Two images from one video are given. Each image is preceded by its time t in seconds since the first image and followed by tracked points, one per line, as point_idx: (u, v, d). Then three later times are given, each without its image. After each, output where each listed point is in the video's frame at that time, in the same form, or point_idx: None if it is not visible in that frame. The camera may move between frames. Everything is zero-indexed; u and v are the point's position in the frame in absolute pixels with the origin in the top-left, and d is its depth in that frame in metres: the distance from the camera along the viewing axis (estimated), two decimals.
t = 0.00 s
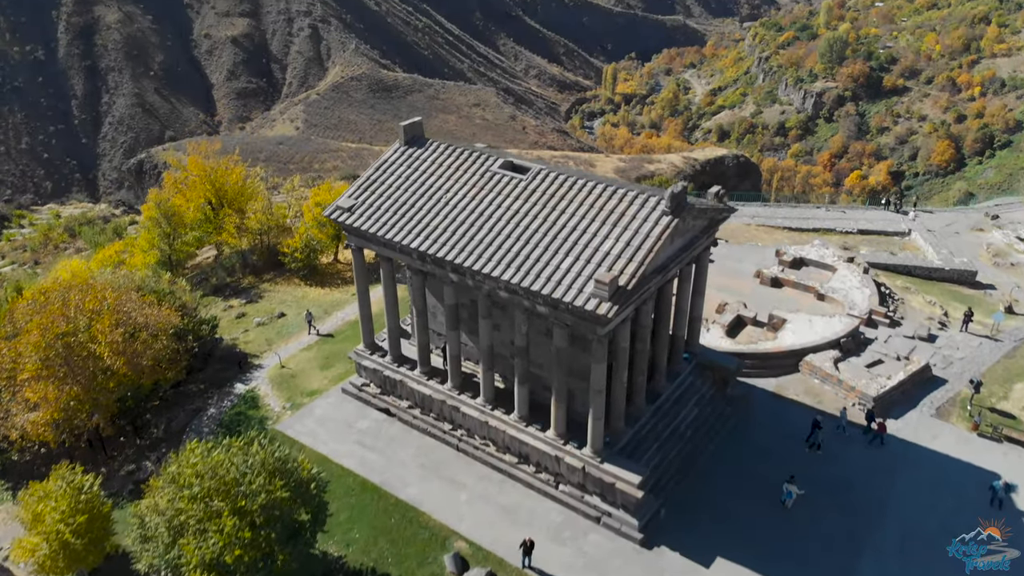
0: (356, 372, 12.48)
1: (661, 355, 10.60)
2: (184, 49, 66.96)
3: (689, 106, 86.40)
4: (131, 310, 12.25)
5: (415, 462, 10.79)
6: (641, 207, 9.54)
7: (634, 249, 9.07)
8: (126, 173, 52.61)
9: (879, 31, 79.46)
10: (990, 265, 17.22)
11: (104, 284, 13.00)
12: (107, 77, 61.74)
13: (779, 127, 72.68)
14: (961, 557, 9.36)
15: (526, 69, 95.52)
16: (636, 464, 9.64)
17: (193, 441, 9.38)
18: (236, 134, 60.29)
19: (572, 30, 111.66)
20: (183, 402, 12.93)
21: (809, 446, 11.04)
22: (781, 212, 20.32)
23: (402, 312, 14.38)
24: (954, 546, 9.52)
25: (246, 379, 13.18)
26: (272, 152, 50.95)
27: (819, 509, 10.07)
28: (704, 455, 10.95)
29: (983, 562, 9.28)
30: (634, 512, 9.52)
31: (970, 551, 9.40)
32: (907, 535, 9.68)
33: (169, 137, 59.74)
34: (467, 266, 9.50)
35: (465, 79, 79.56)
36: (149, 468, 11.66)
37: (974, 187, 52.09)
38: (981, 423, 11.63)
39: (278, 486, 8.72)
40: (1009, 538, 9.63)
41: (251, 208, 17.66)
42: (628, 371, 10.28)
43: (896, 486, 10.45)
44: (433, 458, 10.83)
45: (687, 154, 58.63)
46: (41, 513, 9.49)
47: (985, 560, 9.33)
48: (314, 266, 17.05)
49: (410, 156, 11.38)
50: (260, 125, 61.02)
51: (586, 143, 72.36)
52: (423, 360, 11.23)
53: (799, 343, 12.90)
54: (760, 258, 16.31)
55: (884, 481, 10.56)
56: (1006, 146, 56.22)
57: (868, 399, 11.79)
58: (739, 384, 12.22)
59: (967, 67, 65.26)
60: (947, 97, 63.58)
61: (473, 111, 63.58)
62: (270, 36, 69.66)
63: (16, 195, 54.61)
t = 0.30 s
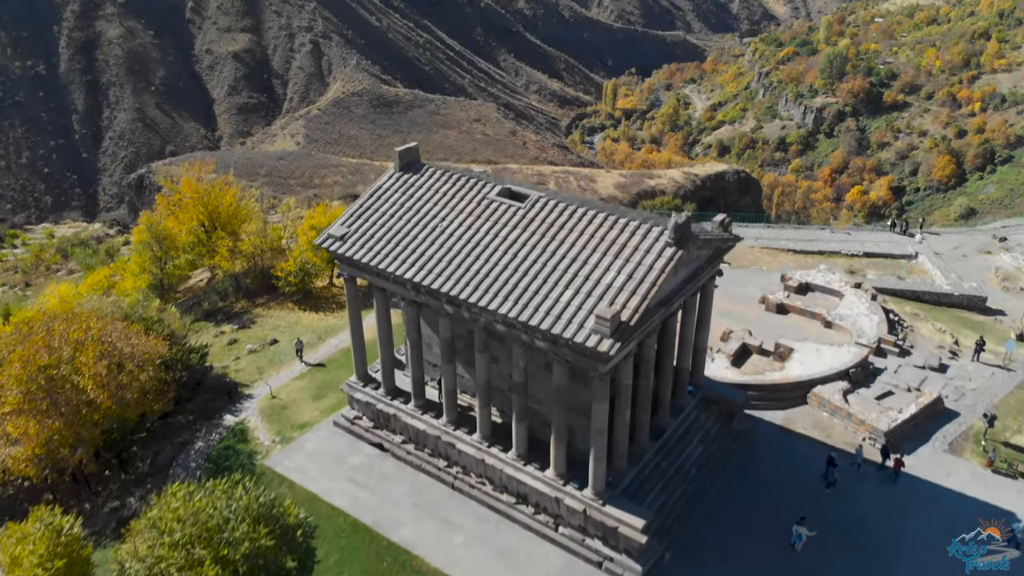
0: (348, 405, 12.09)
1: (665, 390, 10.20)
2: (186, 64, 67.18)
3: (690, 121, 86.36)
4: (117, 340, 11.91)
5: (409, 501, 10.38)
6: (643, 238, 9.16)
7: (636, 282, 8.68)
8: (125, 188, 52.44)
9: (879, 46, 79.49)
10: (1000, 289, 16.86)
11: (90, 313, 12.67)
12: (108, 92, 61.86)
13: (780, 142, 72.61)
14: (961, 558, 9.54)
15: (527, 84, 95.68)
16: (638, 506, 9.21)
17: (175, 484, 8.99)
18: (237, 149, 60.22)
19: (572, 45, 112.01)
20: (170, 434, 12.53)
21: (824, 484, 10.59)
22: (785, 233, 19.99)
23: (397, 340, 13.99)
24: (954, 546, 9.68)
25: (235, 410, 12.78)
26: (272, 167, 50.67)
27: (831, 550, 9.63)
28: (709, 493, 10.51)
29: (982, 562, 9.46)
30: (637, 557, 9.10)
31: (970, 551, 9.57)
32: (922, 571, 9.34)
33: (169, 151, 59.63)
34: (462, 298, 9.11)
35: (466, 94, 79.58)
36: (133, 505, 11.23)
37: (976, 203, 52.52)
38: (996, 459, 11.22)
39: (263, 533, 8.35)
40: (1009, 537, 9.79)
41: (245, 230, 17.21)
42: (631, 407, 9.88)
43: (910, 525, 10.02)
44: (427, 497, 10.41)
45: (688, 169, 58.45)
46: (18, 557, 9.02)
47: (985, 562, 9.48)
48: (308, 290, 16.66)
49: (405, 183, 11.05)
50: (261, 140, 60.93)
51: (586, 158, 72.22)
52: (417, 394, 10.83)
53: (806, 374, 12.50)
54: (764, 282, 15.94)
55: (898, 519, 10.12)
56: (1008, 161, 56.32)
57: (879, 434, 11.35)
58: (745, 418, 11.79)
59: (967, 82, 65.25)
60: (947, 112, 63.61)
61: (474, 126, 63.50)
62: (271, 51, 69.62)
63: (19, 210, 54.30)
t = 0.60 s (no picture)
0: (340, 439, 11.65)
1: (670, 426, 9.78)
2: (186, 80, 67.35)
3: (690, 135, 86.34)
4: (102, 372, 11.51)
5: (402, 543, 9.93)
6: (647, 270, 8.73)
7: (640, 318, 8.25)
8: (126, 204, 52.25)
9: (879, 61, 79.56)
10: (1010, 314, 16.50)
11: (75, 344, 12.29)
12: (109, 107, 61.89)
13: (780, 157, 72.61)
14: (962, 558, 9.70)
15: (527, 99, 95.84)
16: (642, 552, 8.78)
17: (156, 531, 8.54)
18: (237, 164, 60.15)
19: (572, 61, 112.35)
20: (156, 468, 12.09)
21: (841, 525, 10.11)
22: (789, 255, 19.63)
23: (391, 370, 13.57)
24: (954, 546, 9.87)
25: (223, 444, 12.36)
26: (272, 182, 50.42)
27: None
28: (717, 534, 10.03)
29: (983, 562, 9.62)
30: None
31: (971, 551, 9.75)
32: None
33: (170, 166, 59.57)
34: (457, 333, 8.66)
35: (466, 109, 79.59)
36: (117, 545, 10.75)
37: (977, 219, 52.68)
38: (1013, 497, 10.78)
39: None
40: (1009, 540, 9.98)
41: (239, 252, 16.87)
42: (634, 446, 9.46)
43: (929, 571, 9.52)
44: (421, 539, 9.96)
45: (688, 185, 58.30)
46: None
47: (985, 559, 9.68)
48: (302, 315, 16.30)
49: (399, 210, 10.62)
50: (262, 155, 60.83)
51: (587, 172, 72.09)
52: (411, 430, 10.40)
53: (816, 407, 12.05)
54: (770, 308, 15.53)
55: (916, 563, 9.63)
56: (1009, 176, 56.14)
57: (893, 470, 10.89)
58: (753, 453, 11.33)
59: (968, 97, 65.12)
60: (948, 127, 63.52)
61: (475, 141, 63.43)
62: (273, 66, 69.62)
63: (18, 225, 54.25)
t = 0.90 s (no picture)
0: (330, 477, 11.17)
1: (676, 468, 9.30)
2: (188, 95, 67.47)
3: (690, 150, 86.22)
4: (84, 407, 11.02)
5: None
6: (652, 305, 8.17)
7: (645, 358, 7.70)
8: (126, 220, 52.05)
9: (880, 76, 79.52)
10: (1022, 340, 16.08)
11: (57, 375, 11.80)
12: (110, 123, 61.69)
13: (780, 172, 72.80)
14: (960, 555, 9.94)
15: (527, 115, 95.88)
16: None
17: None
18: (237, 179, 59.91)
19: (572, 76, 112.62)
20: (140, 506, 11.60)
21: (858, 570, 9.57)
22: (794, 278, 19.23)
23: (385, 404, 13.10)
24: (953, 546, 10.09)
25: (210, 480, 11.90)
26: (272, 198, 50.04)
27: None
28: None
29: (980, 559, 9.89)
30: None
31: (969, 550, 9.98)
32: None
33: (171, 182, 59.27)
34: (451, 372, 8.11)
35: (467, 125, 79.51)
36: None
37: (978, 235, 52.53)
38: None
39: None
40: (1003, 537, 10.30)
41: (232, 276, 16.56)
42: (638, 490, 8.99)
43: None
44: None
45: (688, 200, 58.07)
46: None
47: (983, 558, 9.91)
48: (294, 341, 15.89)
49: (392, 239, 10.10)
50: (262, 171, 60.66)
51: (587, 188, 71.92)
52: (404, 471, 9.94)
53: (826, 443, 11.59)
54: (776, 336, 15.11)
55: None
56: (1011, 192, 55.87)
57: (908, 511, 10.39)
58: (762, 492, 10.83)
59: (968, 113, 64.91)
60: (948, 142, 63.37)
61: (475, 156, 63.28)
62: (274, 82, 69.73)
63: (18, 241, 53.08)
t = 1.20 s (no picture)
0: (318, 519, 10.68)
1: (682, 514, 8.82)
2: (189, 111, 67.51)
3: (690, 167, 86.11)
4: (63, 445, 10.52)
5: None
6: (656, 345, 7.66)
7: (650, 405, 7.19)
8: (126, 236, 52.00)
9: (879, 93, 79.59)
10: None
11: (36, 411, 11.30)
12: (110, 139, 61.56)
13: (781, 188, 72.77)
14: (963, 557, 10.12)
15: (527, 131, 95.87)
16: None
17: None
18: (238, 196, 59.56)
19: (573, 93, 112.86)
20: (121, 548, 11.04)
21: None
22: (800, 303, 18.80)
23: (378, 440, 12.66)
24: (957, 546, 10.18)
25: (195, 520, 11.41)
26: (272, 215, 49.75)
27: None
28: None
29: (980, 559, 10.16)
30: None
31: (971, 551, 10.18)
32: None
33: (171, 198, 58.87)
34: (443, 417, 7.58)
35: (468, 141, 79.41)
36: None
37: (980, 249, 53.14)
38: None
39: None
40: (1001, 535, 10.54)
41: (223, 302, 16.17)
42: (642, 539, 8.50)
43: None
44: None
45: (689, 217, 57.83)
46: None
47: (984, 560, 10.18)
48: (286, 370, 15.40)
49: (384, 270, 9.56)
50: (263, 187, 60.43)
51: (588, 204, 71.73)
52: (394, 516, 9.45)
53: (838, 482, 11.10)
54: (783, 365, 14.68)
55: None
56: (1012, 208, 55.75)
57: (923, 556, 9.89)
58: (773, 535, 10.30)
59: (969, 129, 64.83)
60: (949, 159, 63.31)
61: (476, 172, 63.12)
62: (275, 99, 69.80)
63: (16, 257, 51.63)
